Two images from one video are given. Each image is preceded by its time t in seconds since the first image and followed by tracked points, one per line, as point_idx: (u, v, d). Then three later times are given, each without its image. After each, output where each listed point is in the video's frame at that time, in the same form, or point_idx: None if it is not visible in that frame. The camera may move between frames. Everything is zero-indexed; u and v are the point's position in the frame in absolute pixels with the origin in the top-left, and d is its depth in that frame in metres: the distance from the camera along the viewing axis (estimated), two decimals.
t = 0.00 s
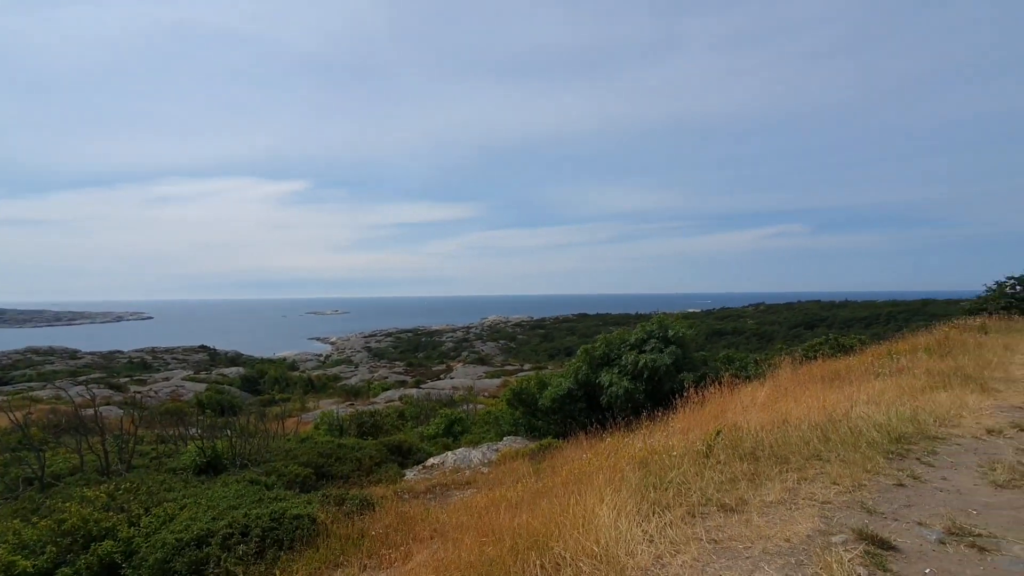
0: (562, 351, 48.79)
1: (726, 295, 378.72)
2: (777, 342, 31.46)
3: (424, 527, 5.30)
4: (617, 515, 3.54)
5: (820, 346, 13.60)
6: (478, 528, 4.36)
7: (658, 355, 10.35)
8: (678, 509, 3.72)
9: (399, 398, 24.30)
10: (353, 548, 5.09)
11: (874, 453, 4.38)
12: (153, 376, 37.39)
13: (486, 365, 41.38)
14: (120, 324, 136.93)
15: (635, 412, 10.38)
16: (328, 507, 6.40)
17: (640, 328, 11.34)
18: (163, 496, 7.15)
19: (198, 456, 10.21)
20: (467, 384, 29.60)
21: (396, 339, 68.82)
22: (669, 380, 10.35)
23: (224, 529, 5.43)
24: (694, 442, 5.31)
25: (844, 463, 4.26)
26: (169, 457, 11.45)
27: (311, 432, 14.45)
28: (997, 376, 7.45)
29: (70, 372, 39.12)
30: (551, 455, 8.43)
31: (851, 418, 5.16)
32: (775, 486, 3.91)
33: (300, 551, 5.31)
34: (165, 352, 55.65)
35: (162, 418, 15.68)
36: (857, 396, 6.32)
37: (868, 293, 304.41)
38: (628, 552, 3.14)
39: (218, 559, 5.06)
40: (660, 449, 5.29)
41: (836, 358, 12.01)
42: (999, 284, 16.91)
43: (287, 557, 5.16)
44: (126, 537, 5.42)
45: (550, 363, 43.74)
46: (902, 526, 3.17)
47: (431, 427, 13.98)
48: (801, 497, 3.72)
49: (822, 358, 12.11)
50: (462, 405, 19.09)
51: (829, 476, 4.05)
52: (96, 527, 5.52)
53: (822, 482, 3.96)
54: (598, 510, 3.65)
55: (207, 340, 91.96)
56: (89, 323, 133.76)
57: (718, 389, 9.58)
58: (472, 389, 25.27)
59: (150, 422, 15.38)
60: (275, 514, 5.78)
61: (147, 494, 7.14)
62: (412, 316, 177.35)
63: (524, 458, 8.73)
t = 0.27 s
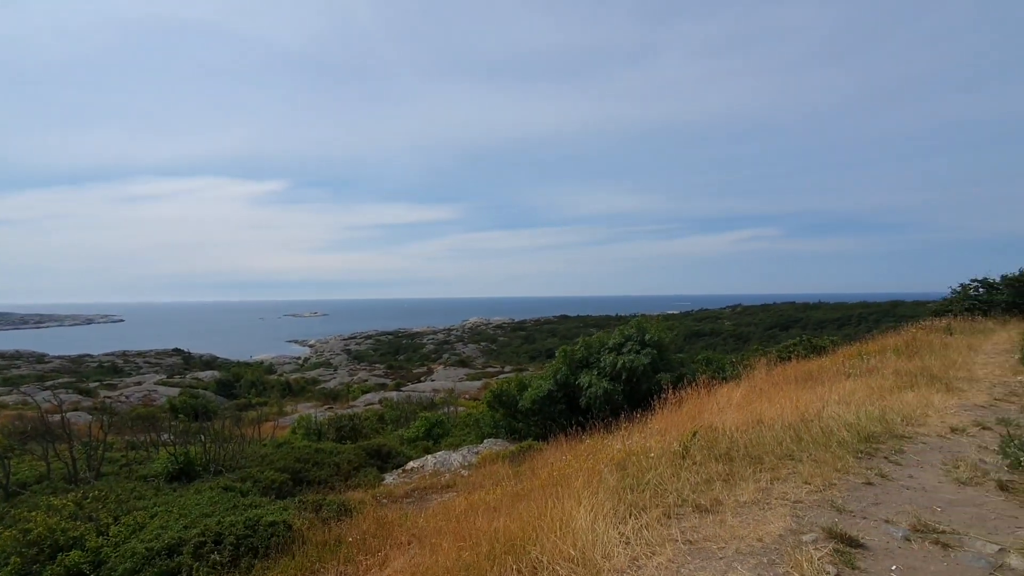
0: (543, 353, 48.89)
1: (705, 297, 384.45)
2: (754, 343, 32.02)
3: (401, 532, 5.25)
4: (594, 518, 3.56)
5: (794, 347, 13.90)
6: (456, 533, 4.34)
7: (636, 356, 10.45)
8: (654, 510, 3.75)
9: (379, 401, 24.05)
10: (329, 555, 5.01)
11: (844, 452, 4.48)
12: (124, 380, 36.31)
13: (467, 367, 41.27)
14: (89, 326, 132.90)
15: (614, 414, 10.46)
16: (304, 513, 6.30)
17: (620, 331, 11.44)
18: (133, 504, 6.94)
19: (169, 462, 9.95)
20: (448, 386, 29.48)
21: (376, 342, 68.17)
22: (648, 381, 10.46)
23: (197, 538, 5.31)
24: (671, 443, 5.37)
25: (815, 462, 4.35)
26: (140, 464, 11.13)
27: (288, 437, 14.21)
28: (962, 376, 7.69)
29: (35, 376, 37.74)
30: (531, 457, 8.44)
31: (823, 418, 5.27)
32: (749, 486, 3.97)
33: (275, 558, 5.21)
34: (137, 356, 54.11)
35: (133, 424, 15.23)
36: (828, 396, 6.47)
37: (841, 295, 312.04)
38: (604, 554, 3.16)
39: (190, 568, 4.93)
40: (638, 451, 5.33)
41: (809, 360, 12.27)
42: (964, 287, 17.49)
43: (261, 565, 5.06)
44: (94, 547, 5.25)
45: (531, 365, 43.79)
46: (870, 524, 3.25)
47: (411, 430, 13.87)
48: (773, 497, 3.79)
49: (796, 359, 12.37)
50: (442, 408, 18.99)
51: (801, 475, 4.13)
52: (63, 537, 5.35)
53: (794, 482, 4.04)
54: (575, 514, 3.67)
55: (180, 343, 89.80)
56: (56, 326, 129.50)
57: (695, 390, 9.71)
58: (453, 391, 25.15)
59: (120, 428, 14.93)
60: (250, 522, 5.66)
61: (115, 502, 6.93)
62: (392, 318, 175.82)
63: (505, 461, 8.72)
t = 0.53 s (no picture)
0: (538, 353, 48.91)
1: (699, 297, 386.05)
2: (747, 343, 32.17)
3: (394, 533, 5.22)
4: (587, 519, 3.55)
5: (788, 347, 13.97)
6: (449, 535, 4.33)
7: (630, 358, 10.46)
8: (647, 511, 3.75)
9: (373, 402, 23.97)
10: (321, 557, 4.99)
11: (836, 452, 4.50)
12: (115, 381, 35.98)
13: (461, 367, 41.23)
14: (80, 327, 131.73)
15: (608, 415, 10.47)
16: (297, 514, 6.26)
17: (614, 332, 11.44)
18: (123, 507, 6.87)
19: (160, 464, 9.86)
20: (442, 386, 29.43)
21: (370, 342, 67.99)
22: (642, 383, 10.47)
23: (187, 540, 5.26)
24: (664, 444, 5.38)
25: (807, 463, 4.37)
26: (130, 466, 11.02)
27: (281, 438, 14.13)
28: (952, 376, 7.76)
29: (25, 377, 37.34)
30: (525, 458, 8.43)
31: (815, 419, 5.30)
32: (741, 487, 3.98)
33: (267, 561, 5.17)
34: (128, 357, 53.68)
35: (123, 425, 15.09)
36: (821, 396, 6.49)
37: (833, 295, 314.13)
38: (597, 556, 3.16)
39: (180, 570, 4.89)
40: (631, 451, 5.34)
41: (802, 360, 12.33)
42: (954, 287, 17.66)
43: (253, 568, 5.02)
44: (82, 551, 5.19)
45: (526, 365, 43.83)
46: (861, 524, 3.26)
47: (405, 431, 13.83)
48: (765, 498, 3.80)
49: (789, 359, 12.43)
50: (436, 408, 18.95)
51: (793, 476, 4.15)
52: (50, 540, 5.28)
53: (786, 482, 4.05)
54: (569, 515, 3.66)
55: (173, 343, 89.19)
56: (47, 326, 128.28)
57: (689, 390, 9.74)
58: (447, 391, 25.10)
59: (111, 428, 14.79)
60: (241, 524, 5.62)
61: (105, 505, 6.86)
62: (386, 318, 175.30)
63: (499, 461, 8.71)
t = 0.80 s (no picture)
0: (540, 352, 48.90)
1: (701, 296, 385.45)
2: (750, 342, 32.09)
3: (396, 532, 5.23)
4: (589, 518, 3.55)
5: (791, 347, 13.93)
6: (450, 533, 4.33)
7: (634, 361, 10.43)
8: (649, 510, 3.75)
9: (375, 400, 24.00)
10: (323, 555, 5.00)
11: (839, 452, 4.49)
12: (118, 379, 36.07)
13: (463, 366, 41.24)
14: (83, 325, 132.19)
15: (610, 415, 10.46)
16: (299, 512, 6.27)
17: (618, 332, 11.41)
18: (125, 505, 6.89)
19: (163, 463, 9.88)
20: (444, 385, 29.45)
21: (373, 340, 68.06)
22: (646, 385, 10.44)
23: (189, 538, 5.28)
24: (666, 443, 5.37)
25: (810, 462, 4.35)
26: (133, 464, 11.05)
27: (283, 436, 14.16)
28: (956, 375, 7.72)
29: (29, 375, 37.47)
30: (527, 457, 8.42)
31: (818, 418, 5.28)
32: (744, 486, 3.97)
33: (269, 559, 5.18)
34: (132, 355, 53.85)
35: (126, 423, 15.13)
36: (824, 396, 6.47)
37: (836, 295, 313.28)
38: (598, 555, 3.15)
39: (182, 568, 4.90)
40: (633, 451, 5.33)
41: (805, 359, 12.30)
42: (959, 287, 17.57)
43: (255, 566, 5.03)
44: (84, 549, 5.21)
45: (528, 364, 43.79)
46: (863, 524, 3.26)
47: (407, 430, 13.84)
48: (768, 497, 3.79)
49: (793, 359, 12.38)
50: (438, 407, 18.96)
51: (795, 475, 4.13)
52: (51, 539, 5.30)
53: (789, 481, 4.04)
54: (570, 514, 3.66)
55: (176, 342, 89.43)
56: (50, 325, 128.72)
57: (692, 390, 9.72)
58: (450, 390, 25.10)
59: (114, 426, 14.83)
60: (243, 522, 5.64)
61: (108, 502, 6.88)
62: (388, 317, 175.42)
63: (501, 460, 8.71)
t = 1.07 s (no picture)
0: (545, 352, 48.87)
1: (707, 297, 383.96)
2: (756, 342, 31.95)
3: (402, 531, 5.24)
4: (594, 519, 3.55)
5: (797, 347, 13.87)
6: (456, 533, 4.34)
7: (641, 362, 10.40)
8: (655, 510, 3.75)
9: (381, 400, 24.07)
10: (330, 553, 5.03)
11: (846, 453, 4.47)
12: (126, 378, 36.34)
13: (469, 366, 41.28)
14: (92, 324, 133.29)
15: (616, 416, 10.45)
16: (305, 511, 6.31)
17: (624, 332, 11.38)
18: (134, 503, 6.95)
19: (170, 461, 9.96)
20: (449, 385, 29.50)
21: (378, 340, 68.27)
22: (653, 387, 10.41)
23: (197, 535, 5.33)
24: (672, 443, 5.36)
25: (817, 463, 4.33)
26: (140, 463, 11.14)
27: (289, 435, 14.24)
28: (963, 376, 7.68)
29: (39, 374, 37.82)
30: (532, 457, 8.43)
31: (825, 419, 5.26)
32: (750, 487, 3.97)
33: (275, 557, 5.22)
34: (140, 354, 54.25)
35: (134, 422, 15.25)
36: (831, 397, 6.44)
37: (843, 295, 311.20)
38: (604, 555, 3.16)
39: (190, 566, 4.94)
40: (639, 451, 5.32)
41: (812, 360, 12.24)
42: (967, 287, 17.43)
43: (262, 564, 5.06)
44: (93, 546, 5.27)
45: (533, 365, 43.79)
46: (870, 525, 3.24)
47: (412, 429, 13.87)
48: (774, 498, 3.78)
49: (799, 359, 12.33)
50: (443, 407, 18.99)
51: (802, 476, 4.12)
52: (60, 537, 5.35)
53: (796, 483, 4.02)
54: (576, 514, 3.66)
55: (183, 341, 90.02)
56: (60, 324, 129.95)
57: (698, 391, 9.70)
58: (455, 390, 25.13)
59: (122, 425, 14.95)
60: (251, 520, 5.68)
61: (116, 500, 6.94)
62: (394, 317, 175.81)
63: (506, 460, 8.73)
